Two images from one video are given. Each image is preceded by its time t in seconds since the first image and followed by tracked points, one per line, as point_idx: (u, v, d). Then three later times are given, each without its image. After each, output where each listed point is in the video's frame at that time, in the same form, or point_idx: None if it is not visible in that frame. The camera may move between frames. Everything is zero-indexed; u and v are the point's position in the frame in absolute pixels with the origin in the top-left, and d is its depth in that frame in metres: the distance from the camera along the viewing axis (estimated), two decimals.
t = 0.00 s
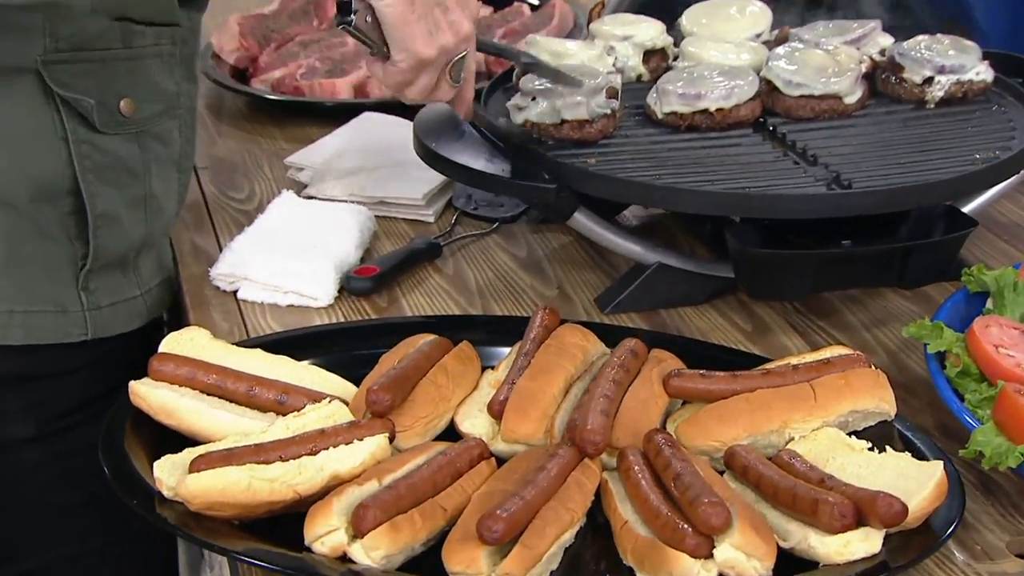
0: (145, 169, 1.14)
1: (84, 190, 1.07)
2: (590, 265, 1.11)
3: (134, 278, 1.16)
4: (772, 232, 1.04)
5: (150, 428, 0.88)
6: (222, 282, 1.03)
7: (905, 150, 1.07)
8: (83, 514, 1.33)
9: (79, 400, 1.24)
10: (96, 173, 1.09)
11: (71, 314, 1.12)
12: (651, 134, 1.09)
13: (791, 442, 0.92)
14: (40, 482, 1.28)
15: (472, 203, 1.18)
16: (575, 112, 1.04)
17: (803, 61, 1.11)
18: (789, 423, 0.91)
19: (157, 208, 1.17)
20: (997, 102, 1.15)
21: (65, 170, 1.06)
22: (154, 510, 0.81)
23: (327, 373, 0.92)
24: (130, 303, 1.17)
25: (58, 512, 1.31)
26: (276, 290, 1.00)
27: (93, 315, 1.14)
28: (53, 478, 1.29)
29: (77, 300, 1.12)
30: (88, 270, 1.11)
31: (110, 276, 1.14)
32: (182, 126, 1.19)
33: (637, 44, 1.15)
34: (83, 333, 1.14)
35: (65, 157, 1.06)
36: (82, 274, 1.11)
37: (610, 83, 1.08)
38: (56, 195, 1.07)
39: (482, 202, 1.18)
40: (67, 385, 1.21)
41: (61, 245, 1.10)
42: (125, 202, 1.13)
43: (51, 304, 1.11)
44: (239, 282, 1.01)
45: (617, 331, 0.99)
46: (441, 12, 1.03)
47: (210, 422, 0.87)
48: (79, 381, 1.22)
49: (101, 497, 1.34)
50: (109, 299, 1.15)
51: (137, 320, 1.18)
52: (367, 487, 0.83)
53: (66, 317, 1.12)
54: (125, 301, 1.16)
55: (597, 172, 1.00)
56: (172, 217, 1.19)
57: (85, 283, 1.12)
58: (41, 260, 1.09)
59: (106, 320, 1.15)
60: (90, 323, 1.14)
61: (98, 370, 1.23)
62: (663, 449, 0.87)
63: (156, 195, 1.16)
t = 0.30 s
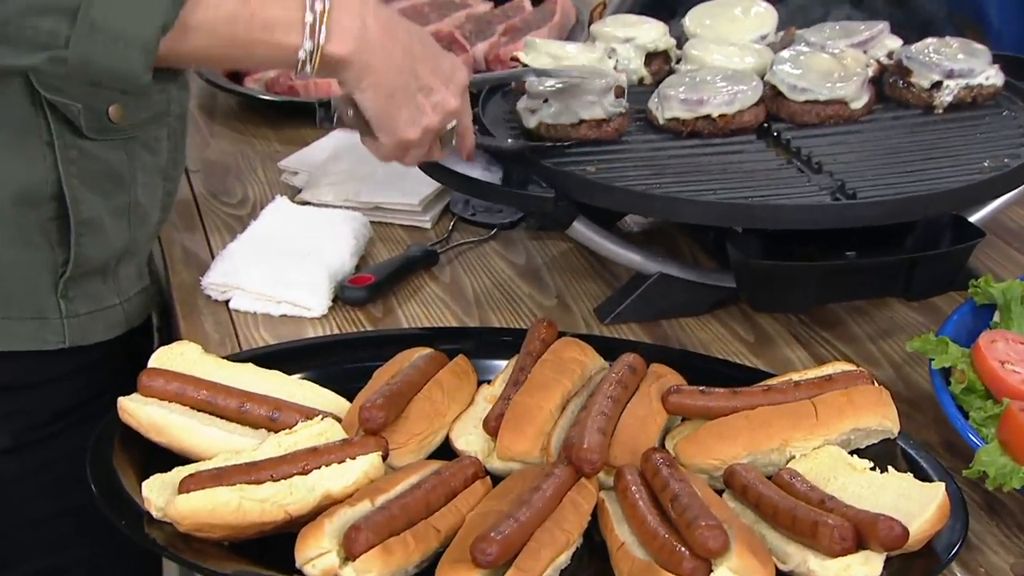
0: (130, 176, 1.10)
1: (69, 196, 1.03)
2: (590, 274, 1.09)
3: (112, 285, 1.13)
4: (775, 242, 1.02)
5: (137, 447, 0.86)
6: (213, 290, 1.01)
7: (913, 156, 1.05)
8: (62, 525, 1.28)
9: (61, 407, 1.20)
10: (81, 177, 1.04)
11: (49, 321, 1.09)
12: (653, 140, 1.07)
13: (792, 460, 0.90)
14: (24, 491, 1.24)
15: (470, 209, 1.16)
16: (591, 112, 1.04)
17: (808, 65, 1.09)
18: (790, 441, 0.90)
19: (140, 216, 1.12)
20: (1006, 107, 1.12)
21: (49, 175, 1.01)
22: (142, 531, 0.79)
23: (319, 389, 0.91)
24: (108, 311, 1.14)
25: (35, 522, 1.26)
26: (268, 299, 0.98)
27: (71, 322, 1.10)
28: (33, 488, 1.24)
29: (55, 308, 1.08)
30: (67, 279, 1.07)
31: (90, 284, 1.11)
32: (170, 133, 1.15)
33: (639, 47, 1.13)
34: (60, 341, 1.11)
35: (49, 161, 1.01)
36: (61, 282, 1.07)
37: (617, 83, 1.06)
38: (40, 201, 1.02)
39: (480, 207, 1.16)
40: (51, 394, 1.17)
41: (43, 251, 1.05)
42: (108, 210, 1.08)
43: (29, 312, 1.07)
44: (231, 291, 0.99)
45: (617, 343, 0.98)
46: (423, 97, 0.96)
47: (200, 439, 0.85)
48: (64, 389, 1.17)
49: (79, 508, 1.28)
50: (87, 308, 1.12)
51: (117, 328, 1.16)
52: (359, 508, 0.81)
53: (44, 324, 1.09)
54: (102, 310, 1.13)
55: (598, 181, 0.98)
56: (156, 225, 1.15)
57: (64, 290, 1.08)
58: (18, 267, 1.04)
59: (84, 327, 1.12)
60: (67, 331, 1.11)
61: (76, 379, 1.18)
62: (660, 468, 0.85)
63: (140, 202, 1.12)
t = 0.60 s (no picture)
0: (119, 190, 1.09)
1: (58, 212, 1.01)
2: (585, 286, 1.07)
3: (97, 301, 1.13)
4: (773, 256, 1.00)
5: (120, 471, 0.85)
6: (201, 304, 1.00)
7: (914, 167, 1.02)
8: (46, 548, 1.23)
9: (47, 424, 1.17)
10: (70, 192, 1.02)
11: (34, 338, 1.07)
12: (651, 151, 1.05)
13: (788, 483, 0.88)
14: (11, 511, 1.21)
15: (463, 218, 1.14)
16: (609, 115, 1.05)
17: (809, 74, 1.07)
18: (785, 463, 0.88)
19: (127, 230, 1.11)
20: (1011, 116, 1.10)
21: (38, 190, 0.99)
22: (125, 556, 0.77)
23: (308, 409, 0.89)
24: (92, 329, 1.13)
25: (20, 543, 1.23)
26: (256, 313, 0.97)
27: (55, 340, 1.09)
28: (21, 507, 1.21)
29: (41, 324, 1.07)
30: (54, 295, 1.05)
31: (76, 301, 1.10)
32: (160, 145, 1.15)
33: (635, 54, 1.11)
34: (43, 359, 1.09)
35: (40, 177, 0.99)
36: (47, 298, 1.05)
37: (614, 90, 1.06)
38: (28, 215, 1.00)
39: (473, 217, 1.14)
40: (44, 409, 1.15)
41: (28, 267, 1.03)
42: (95, 225, 1.07)
43: (13, 328, 1.05)
44: (218, 305, 0.98)
45: (612, 360, 0.96)
46: (457, 131, 0.96)
47: (184, 462, 0.84)
48: (51, 405, 1.15)
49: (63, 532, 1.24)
50: (72, 325, 1.10)
51: (102, 345, 1.15)
52: (346, 534, 0.79)
53: (28, 341, 1.07)
54: (87, 327, 1.13)
55: (592, 194, 0.96)
56: (140, 240, 1.15)
57: (50, 306, 1.06)
58: (7, 282, 1.02)
59: (67, 345, 1.11)
60: (51, 349, 1.09)
61: (63, 394, 1.16)
62: (653, 493, 0.83)
63: (127, 216, 1.11)
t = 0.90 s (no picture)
0: (97, 206, 1.06)
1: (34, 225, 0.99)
2: (573, 304, 1.06)
3: (72, 319, 1.10)
4: (765, 275, 0.98)
5: (96, 498, 0.83)
6: (179, 322, 0.97)
7: (909, 184, 1.00)
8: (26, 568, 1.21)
9: (25, 443, 1.15)
10: (46, 207, 1.01)
11: (6, 355, 1.06)
12: (641, 166, 1.03)
13: (777, 510, 0.86)
14: None
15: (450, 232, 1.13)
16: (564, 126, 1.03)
17: (802, 88, 1.06)
18: (774, 490, 0.86)
19: (105, 247, 1.09)
20: (1008, 130, 1.08)
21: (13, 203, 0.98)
22: None
23: (289, 433, 0.87)
24: (65, 348, 1.10)
25: None
26: (237, 332, 0.95)
27: (28, 358, 1.07)
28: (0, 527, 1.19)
29: (12, 341, 1.05)
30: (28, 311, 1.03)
31: (51, 318, 1.07)
32: (140, 160, 1.13)
33: (627, 65, 1.11)
34: (17, 377, 1.07)
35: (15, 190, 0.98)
36: (21, 314, 1.03)
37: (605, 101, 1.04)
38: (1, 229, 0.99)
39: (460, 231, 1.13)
40: (22, 427, 1.13)
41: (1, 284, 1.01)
42: (72, 241, 1.04)
43: None
44: (197, 324, 0.96)
45: (599, 382, 0.94)
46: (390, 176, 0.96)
47: (161, 489, 0.82)
48: (30, 424, 1.13)
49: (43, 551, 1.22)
50: (45, 343, 1.08)
51: (75, 364, 1.13)
52: (325, 566, 0.77)
53: None
54: (62, 345, 1.10)
55: (580, 211, 0.94)
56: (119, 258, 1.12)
57: (24, 322, 1.04)
58: None
59: (40, 364, 1.09)
60: (24, 368, 1.07)
61: (42, 412, 1.14)
62: (639, 522, 0.81)
63: (106, 232, 1.08)
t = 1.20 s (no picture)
0: (46, 237, 1.06)
1: None
2: (558, 325, 1.04)
3: (8, 352, 1.08)
4: (752, 297, 0.97)
5: (66, 531, 0.81)
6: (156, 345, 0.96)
7: (900, 204, 0.98)
8: None
9: None
10: None
11: None
12: (627, 184, 1.01)
13: (763, 541, 0.85)
14: None
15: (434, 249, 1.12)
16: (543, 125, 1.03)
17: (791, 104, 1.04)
18: (760, 520, 0.84)
19: (53, 279, 1.08)
20: (1002, 147, 1.06)
21: None
22: None
23: (266, 462, 0.85)
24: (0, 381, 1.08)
25: None
26: (213, 356, 0.93)
27: None
28: None
29: None
30: None
31: None
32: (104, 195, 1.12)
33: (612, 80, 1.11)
34: None
35: None
36: None
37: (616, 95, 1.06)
38: None
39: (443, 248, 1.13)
40: None
41: None
42: (14, 271, 1.04)
43: None
44: (174, 347, 0.94)
45: (584, 408, 0.93)
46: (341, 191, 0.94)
47: (135, 521, 0.80)
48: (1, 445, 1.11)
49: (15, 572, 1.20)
50: None
51: (14, 400, 1.10)
52: None
53: None
54: None
55: (563, 232, 0.92)
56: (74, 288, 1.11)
57: None
58: None
59: None
60: None
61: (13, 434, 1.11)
62: (622, 553, 0.78)
63: (55, 264, 1.08)
